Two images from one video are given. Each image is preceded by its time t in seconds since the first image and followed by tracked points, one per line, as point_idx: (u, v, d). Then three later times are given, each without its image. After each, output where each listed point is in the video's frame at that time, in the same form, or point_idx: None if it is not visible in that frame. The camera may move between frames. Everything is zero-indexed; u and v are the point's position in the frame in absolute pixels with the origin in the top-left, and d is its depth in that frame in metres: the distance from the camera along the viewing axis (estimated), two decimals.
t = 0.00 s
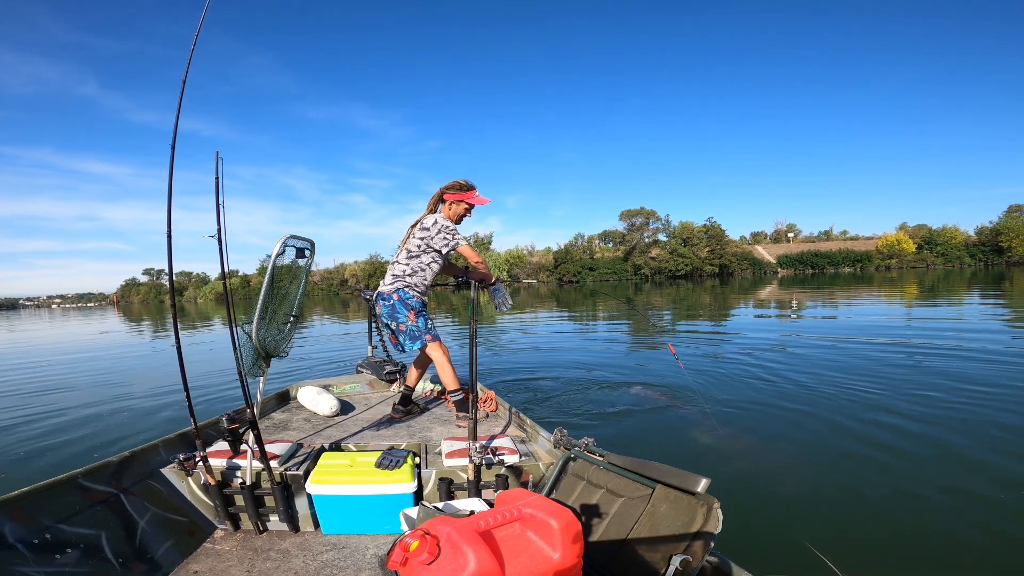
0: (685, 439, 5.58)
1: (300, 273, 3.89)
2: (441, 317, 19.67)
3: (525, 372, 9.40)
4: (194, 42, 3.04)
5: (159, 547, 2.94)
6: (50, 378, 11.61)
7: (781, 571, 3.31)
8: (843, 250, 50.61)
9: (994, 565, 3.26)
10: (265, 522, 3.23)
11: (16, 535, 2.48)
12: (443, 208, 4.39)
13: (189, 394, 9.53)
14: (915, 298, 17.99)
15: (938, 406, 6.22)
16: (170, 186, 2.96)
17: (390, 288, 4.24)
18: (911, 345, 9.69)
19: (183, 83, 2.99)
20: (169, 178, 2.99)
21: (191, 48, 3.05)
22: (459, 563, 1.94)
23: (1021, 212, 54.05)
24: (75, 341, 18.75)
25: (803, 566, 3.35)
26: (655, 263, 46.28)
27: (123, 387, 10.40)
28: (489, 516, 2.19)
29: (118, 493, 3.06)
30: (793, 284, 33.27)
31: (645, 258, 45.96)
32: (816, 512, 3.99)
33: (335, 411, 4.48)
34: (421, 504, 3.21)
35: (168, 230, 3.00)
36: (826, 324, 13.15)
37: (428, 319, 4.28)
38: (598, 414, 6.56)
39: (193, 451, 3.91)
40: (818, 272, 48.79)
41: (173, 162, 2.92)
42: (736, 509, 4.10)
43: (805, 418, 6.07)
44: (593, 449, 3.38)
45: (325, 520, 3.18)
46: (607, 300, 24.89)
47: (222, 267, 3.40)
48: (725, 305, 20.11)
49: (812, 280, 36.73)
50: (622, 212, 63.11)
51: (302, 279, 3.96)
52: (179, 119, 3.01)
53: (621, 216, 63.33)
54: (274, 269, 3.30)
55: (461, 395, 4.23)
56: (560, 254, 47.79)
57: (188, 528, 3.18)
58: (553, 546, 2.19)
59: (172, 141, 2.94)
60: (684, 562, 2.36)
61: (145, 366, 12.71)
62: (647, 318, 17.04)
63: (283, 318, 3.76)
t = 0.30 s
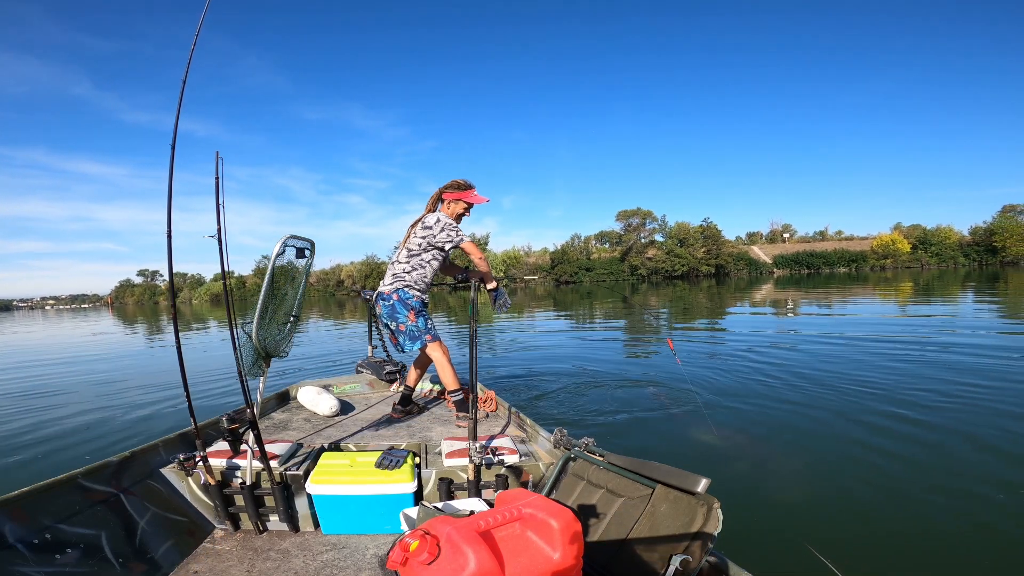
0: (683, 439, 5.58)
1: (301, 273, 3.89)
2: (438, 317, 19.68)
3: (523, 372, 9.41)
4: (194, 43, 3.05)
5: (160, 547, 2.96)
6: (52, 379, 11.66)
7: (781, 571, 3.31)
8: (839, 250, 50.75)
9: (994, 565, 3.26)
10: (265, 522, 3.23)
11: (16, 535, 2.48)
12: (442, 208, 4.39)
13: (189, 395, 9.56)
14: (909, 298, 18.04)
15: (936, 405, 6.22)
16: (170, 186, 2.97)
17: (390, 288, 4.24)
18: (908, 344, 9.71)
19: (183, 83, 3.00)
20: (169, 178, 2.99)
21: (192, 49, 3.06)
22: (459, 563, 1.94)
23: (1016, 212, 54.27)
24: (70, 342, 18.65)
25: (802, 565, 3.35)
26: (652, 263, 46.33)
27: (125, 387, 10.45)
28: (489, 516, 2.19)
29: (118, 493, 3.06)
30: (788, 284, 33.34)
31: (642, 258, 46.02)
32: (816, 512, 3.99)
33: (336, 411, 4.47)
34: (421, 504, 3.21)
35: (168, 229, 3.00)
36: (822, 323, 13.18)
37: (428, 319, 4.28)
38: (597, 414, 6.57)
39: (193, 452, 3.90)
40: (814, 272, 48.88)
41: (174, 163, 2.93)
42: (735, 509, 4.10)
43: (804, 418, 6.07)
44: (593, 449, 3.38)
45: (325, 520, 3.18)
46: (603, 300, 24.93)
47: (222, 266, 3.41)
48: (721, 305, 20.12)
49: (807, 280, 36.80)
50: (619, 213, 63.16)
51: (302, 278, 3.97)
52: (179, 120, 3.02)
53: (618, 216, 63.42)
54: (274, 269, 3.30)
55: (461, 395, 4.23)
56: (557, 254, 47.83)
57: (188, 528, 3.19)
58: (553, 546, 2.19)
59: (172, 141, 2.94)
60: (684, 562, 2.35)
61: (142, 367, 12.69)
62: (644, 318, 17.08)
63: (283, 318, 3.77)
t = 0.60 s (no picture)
0: (682, 438, 5.57)
1: (301, 273, 3.89)
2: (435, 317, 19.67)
3: (521, 372, 9.41)
4: (194, 44, 3.06)
5: (159, 547, 2.98)
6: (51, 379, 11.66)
7: (781, 570, 3.30)
8: (833, 250, 50.87)
9: (994, 563, 3.27)
10: (265, 522, 3.23)
11: (16, 534, 2.47)
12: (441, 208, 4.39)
13: (188, 395, 9.56)
14: (903, 298, 18.08)
15: (934, 404, 6.23)
16: (170, 187, 2.97)
17: (390, 288, 4.24)
18: (904, 344, 9.74)
19: (183, 83, 3.00)
20: (169, 179, 2.99)
21: (191, 50, 3.07)
22: (459, 563, 1.94)
23: (1011, 212, 54.47)
24: (64, 343, 18.55)
25: (802, 564, 3.35)
26: (648, 263, 46.31)
27: (124, 388, 10.45)
28: (489, 516, 2.19)
29: (118, 493, 3.06)
30: (783, 285, 33.39)
31: (638, 259, 46.01)
32: (816, 511, 3.98)
33: (335, 411, 4.47)
34: (421, 504, 3.21)
35: (168, 229, 2.99)
36: (817, 323, 13.21)
37: (429, 319, 4.28)
38: (595, 414, 6.57)
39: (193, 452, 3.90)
40: (810, 272, 48.96)
41: (174, 163, 2.93)
42: (733, 508, 4.10)
43: (802, 417, 6.07)
44: (593, 449, 3.38)
45: (325, 520, 3.17)
46: (599, 301, 24.94)
47: (221, 266, 3.41)
48: (717, 305, 20.30)
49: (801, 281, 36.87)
50: (615, 213, 63.13)
51: (302, 278, 3.97)
52: (179, 121, 3.02)
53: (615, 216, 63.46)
54: (275, 269, 3.30)
55: (461, 395, 4.23)
56: (554, 254, 47.84)
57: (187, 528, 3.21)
58: (553, 547, 2.19)
59: (172, 141, 2.94)
60: (684, 563, 2.36)
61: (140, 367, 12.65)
62: (640, 318, 17.11)
63: (283, 318, 3.77)
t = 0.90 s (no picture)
0: (681, 438, 5.58)
1: (301, 273, 3.89)
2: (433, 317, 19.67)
3: (519, 372, 9.42)
4: (194, 43, 3.06)
5: (159, 547, 2.97)
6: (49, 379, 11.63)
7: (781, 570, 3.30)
8: (829, 251, 51.00)
9: (995, 563, 3.27)
10: (265, 522, 3.23)
11: (16, 534, 2.47)
12: (443, 208, 4.39)
13: (187, 395, 9.54)
14: (897, 298, 18.17)
15: (932, 403, 6.24)
16: (170, 186, 2.96)
17: (391, 288, 4.24)
18: (900, 343, 9.77)
19: (183, 83, 2.99)
20: (169, 178, 2.99)
21: (192, 49, 3.06)
22: (459, 563, 1.94)
23: (1005, 213, 54.67)
24: (59, 343, 18.44)
25: (803, 564, 3.34)
26: (645, 264, 46.31)
27: (122, 388, 10.43)
28: (489, 516, 2.19)
29: (118, 493, 3.06)
30: (778, 285, 33.44)
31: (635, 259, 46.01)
32: (816, 511, 3.97)
33: (335, 411, 4.47)
34: (421, 504, 3.21)
35: (168, 229, 2.99)
36: (813, 323, 13.24)
37: (430, 319, 4.28)
38: (594, 414, 6.58)
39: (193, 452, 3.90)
40: (805, 272, 49.06)
41: (174, 163, 2.93)
42: (733, 509, 4.09)
43: (801, 417, 6.07)
44: (593, 449, 3.38)
45: (325, 520, 3.18)
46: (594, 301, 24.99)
47: (221, 266, 3.40)
48: (713, 305, 20.42)
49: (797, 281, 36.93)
50: (612, 213, 63.16)
51: (302, 278, 3.97)
52: (179, 120, 3.02)
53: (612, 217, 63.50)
54: (275, 268, 3.30)
55: (461, 395, 4.23)
56: (551, 254, 47.84)
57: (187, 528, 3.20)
58: (553, 547, 2.19)
59: (172, 141, 2.94)
60: (684, 562, 2.36)
61: (138, 367, 12.60)
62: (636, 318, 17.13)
63: (283, 318, 3.77)
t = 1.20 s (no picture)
0: (680, 438, 5.58)
1: (301, 273, 3.89)
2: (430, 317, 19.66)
3: (517, 372, 9.42)
4: (194, 42, 3.05)
5: (159, 547, 2.97)
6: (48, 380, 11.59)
7: (782, 571, 3.29)
8: (825, 251, 51.07)
9: (996, 562, 3.26)
10: (265, 522, 3.23)
11: (16, 535, 2.47)
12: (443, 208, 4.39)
13: (187, 396, 9.52)
14: (892, 298, 18.20)
15: (930, 401, 6.24)
16: (170, 186, 2.96)
17: (390, 288, 4.24)
18: (896, 343, 9.79)
19: (183, 82, 2.99)
20: (169, 178, 2.98)
21: (191, 48, 3.06)
22: (459, 563, 1.94)
23: (1000, 214, 54.84)
24: (52, 343, 18.35)
25: (804, 564, 3.34)
26: (642, 263, 46.33)
27: (122, 388, 10.40)
28: (489, 516, 2.20)
29: (118, 493, 3.06)
30: (773, 285, 33.47)
31: (632, 258, 45.95)
32: (817, 511, 3.97)
33: (336, 411, 4.47)
34: (421, 504, 3.22)
35: (168, 229, 2.98)
36: (809, 322, 13.26)
37: (430, 320, 4.28)
38: (593, 413, 6.58)
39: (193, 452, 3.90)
40: (801, 272, 49.15)
41: (173, 162, 2.92)
42: (733, 509, 4.08)
43: (800, 416, 6.06)
44: (593, 448, 3.39)
45: (325, 520, 3.18)
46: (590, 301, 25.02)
47: (221, 266, 3.41)
48: (710, 305, 20.48)
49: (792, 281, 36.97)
50: (609, 213, 63.18)
51: (303, 278, 3.97)
52: (178, 120, 3.01)
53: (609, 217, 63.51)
54: (275, 268, 3.31)
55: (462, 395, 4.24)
56: (547, 254, 47.87)
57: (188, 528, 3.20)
58: (553, 547, 2.20)
59: (172, 141, 2.93)
60: (684, 562, 2.36)
61: (137, 367, 12.57)
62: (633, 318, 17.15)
63: (283, 317, 3.77)
